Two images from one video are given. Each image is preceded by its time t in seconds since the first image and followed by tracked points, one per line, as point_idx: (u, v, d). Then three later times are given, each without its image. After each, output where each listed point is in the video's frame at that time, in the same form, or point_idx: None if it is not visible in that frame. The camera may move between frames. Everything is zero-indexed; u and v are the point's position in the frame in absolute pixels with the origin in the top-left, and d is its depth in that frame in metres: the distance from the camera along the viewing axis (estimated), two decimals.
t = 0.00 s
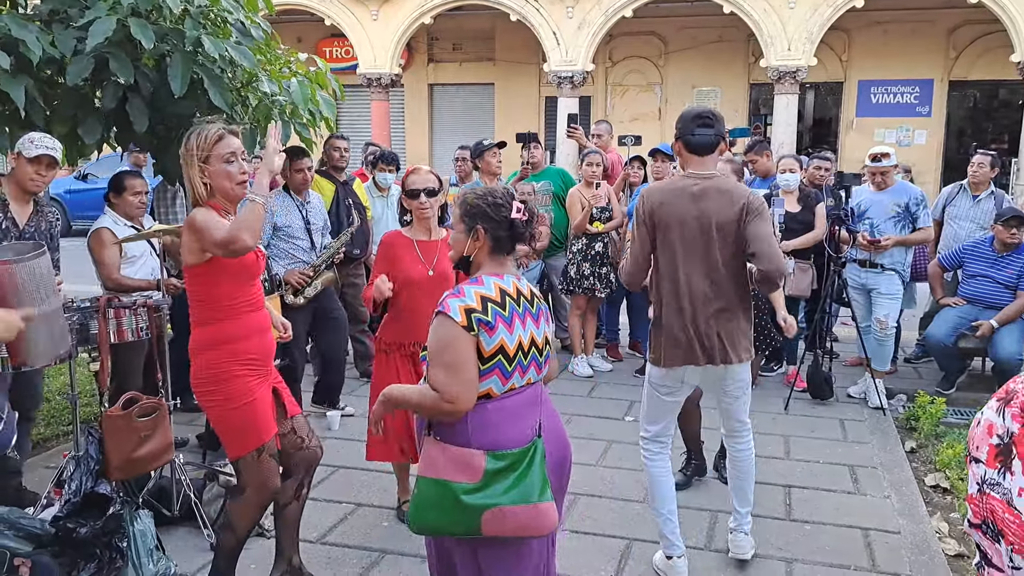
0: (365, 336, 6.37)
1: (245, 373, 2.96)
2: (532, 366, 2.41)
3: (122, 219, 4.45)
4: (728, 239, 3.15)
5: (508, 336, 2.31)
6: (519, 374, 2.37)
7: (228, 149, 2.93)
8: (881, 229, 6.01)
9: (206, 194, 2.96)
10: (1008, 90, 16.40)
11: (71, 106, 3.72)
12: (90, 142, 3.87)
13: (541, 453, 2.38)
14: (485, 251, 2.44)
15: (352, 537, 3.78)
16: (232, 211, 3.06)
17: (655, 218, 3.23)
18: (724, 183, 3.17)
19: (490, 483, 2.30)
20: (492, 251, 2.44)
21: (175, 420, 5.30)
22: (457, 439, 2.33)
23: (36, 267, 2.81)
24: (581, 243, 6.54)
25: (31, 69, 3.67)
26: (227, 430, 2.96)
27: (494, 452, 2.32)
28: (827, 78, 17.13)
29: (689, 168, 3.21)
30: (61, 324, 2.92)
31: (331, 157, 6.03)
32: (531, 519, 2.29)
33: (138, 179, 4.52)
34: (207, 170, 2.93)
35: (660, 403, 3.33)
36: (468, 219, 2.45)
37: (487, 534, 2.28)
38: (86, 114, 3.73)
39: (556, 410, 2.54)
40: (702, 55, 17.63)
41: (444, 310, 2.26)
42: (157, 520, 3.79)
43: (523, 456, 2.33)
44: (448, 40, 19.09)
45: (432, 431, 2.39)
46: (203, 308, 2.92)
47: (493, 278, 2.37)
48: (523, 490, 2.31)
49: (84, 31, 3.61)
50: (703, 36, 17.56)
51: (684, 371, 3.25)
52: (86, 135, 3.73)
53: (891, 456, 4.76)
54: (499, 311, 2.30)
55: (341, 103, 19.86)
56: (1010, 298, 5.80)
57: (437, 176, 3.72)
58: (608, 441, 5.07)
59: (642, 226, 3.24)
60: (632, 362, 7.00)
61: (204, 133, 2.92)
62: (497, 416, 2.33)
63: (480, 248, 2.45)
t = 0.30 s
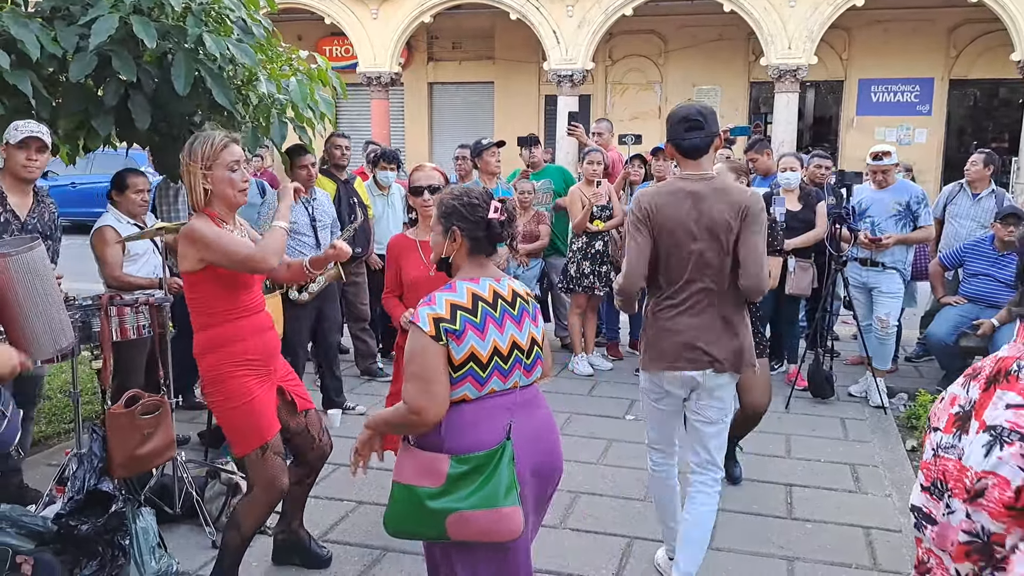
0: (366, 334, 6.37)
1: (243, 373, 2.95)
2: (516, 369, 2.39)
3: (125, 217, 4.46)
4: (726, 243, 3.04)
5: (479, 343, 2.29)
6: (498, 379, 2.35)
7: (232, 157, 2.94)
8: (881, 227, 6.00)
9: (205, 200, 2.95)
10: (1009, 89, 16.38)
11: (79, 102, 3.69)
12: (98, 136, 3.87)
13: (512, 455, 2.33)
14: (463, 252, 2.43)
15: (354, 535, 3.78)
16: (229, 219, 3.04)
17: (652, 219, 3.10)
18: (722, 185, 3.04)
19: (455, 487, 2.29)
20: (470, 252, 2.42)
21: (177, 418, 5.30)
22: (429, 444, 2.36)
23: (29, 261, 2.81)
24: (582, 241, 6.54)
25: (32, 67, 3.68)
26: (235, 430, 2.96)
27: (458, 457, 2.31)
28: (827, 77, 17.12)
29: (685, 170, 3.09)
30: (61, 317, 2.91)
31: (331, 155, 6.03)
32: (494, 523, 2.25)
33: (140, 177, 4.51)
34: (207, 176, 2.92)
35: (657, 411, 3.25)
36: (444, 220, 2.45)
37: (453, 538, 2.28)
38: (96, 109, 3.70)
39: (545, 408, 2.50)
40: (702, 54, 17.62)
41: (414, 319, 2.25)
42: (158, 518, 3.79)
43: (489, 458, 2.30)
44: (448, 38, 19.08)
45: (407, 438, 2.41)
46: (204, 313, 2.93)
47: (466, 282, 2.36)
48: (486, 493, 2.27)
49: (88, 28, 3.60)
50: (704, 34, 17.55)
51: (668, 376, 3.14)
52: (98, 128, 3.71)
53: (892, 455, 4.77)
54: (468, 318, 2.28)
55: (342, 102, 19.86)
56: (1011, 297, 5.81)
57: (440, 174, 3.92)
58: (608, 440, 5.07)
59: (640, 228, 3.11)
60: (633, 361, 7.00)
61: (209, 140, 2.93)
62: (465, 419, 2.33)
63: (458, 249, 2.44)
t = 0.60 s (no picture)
0: (365, 333, 6.38)
1: (261, 351, 3.00)
2: (515, 371, 2.39)
3: (125, 217, 4.46)
4: (727, 249, 2.97)
5: (473, 345, 2.30)
6: (495, 381, 2.35)
7: (250, 146, 2.97)
8: (881, 227, 6.01)
9: (224, 188, 2.99)
10: (1009, 88, 16.37)
11: (76, 102, 3.70)
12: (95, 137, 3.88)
13: (509, 458, 2.33)
14: (460, 256, 2.44)
15: (353, 534, 3.78)
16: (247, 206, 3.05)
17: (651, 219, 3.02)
18: (725, 190, 2.98)
19: (451, 489, 2.30)
20: (466, 255, 2.43)
21: (177, 417, 5.31)
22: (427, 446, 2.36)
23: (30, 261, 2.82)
24: (581, 241, 6.54)
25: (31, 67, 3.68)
26: (250, 408, 3.01)
27: (455, 459, 2.32)
28: (827, 77, 17.13)
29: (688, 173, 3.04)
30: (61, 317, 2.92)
31: (331, 155, 6.03)
32: (489, 526, 2.25)
33: (140, 176, 4.52)
34: (226, 162, 2.97)
35: (637, 416, 3.16)
36: (440, 223, 2.46)
37: (448, 540, 2.28)
38: (93, 109, 3.74)
39: (548, 408, 2.50)
40: (702, 53, 17.62)
41: (408, 323, 2.27)
42: (158, 517, 3.80)
43: (486, 461, 2.30)
44: (448, 37, 19.07)
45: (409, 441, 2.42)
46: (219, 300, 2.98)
47: (461, 286, 2.36)
48: (482, 496, 2.27)
49: (86, 27, 3.60)
50: (704, 34, 17.54)
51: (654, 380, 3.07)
52: (93, 130, 3.74)
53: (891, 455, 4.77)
54: (461, 321, 2.29)
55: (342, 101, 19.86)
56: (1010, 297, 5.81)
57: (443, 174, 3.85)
58: (607, 440, 5.07)
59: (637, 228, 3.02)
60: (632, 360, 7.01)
61: (228, 128, 2.97)
62: (462, 422, 2.34)
63: (456, 252, 2.46)
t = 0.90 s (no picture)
0: (367, 332, 6.38)
1: (249, 342, 3.03)
2: (539, 369, 2.40)
3: (128, 215, 4.46)
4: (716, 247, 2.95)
5: (502, 340, 2.31)
6: (520, 378, 2.36)
7: (263, 140, 2.96)
8: (881, 227, 6.00)
9: (238, 180, 3.01)
10: (1011, 87, 16.35)
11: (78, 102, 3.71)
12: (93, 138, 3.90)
13: (530, 457, 2.32)
14: (492, 251, 2.46)
15: (354, 533, 3.79)
16: (256, 201, 3.06)
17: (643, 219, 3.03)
18: (719, 189, 2.96)
19: (471, 482, 2.29)
20: (498, 251, 2.45)
21: (179, 416, 5.31)
22: (450, 437, 2.36)
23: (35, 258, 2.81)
24: (583, 239, 6.54)
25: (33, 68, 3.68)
26: (244, 398, 3.04)
27: (477, 453, 2.31)
28: (830, 76, 17.10)
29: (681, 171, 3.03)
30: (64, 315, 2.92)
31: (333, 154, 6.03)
32: (505, 523, 2.25)
33: (143, 175, 4.52)
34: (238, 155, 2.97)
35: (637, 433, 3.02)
36: (473, 220, 2.49)
37: (464, 533, 2.28)
38: (89, 110, 3.76)
39: (569, 409, 2.49)
40: (704, 52, 17.60)
41: (438, 314, 2.28)
42: (159, 516, 3.80)
43: (508, 458, 2.30)
44: (450, 36, 19.06)
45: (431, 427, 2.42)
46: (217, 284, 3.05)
47: (494, 281, 2.37)
48: (502, 493, 2.26)
49: (88, 26, 3.61)
50: (706, 33, 17.52)
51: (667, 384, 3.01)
52: (89, 131, 3.78)
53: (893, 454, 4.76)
54: (492, 316, 2.29)
55: (343, 100, 19.86)
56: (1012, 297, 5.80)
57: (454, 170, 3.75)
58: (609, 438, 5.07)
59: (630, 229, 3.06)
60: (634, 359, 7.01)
61: (243, 124, 2.97)
62: (484, 417, 2.34)
63: (487, 248, 2.48)
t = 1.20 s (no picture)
0: (370, 331, 6.38)
1: (243, 352, 3.02)
2: (567, 363, 2.41)
3: (130, 215, 4.47)
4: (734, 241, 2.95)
5: (533, 328, 2.32)
6: (552, 369, 2.37)
7: (253, 139, 2.95)
8: (884, 226, 5.98)
9: (225, 177, 3.00)
10: (1014, 87, 16.33)
11: (82, 103, 3.74)
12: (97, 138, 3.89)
13: (574, 451, 2.34)
14: (517, 249, 2.47)
15: (356, 533, 3.78)
16: (244, 195, 3.07)
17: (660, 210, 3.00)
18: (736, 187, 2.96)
19: (519, 479, 2.28)
20: (523, 249, 2.45)
21: (181, 415, 5.32)
22: (491, 433, 2.34)
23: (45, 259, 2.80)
24: (585, 239, 6.53)
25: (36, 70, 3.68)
26: (226, 403, 3.02)
27: (523, 449, 2.30)
28: (832, 75, 17.09)
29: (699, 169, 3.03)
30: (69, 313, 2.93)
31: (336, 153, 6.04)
32: (557, 519, 2.25)
33: (145, 175, 4.52)
34: (226, 155, 2.96)
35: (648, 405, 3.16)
36: (500, 217, 2.51)
37: (514, 531, 2.26)
38: (99, 110, 3.74)
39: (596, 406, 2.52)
40: (707, 51, 17.60)
41: (468, 302, 2.32)
42: (162, 515, 3.80)
43: (554, 453, 2.30)
44: (452, 36, 19.08)
45: (469, 425, 2.40)
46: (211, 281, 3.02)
47: (525, 273, 2.39)
48: (551, 488, 2.26)
49: (93, 27, 3.60)
50: (708, 32, 17.52)
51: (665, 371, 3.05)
52: (100, 130, 3.73)
53: (896, 453, 4.75)
54: (524, 305, 2.32)
55: (346, 100, 19.88)
56: (1015, 296, 5.79)
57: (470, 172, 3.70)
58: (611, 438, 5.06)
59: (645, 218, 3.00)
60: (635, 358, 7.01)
61: (235, 120, 2.95)
62: (526, 411, 2.33)
63: (512, 246, 2.48)
